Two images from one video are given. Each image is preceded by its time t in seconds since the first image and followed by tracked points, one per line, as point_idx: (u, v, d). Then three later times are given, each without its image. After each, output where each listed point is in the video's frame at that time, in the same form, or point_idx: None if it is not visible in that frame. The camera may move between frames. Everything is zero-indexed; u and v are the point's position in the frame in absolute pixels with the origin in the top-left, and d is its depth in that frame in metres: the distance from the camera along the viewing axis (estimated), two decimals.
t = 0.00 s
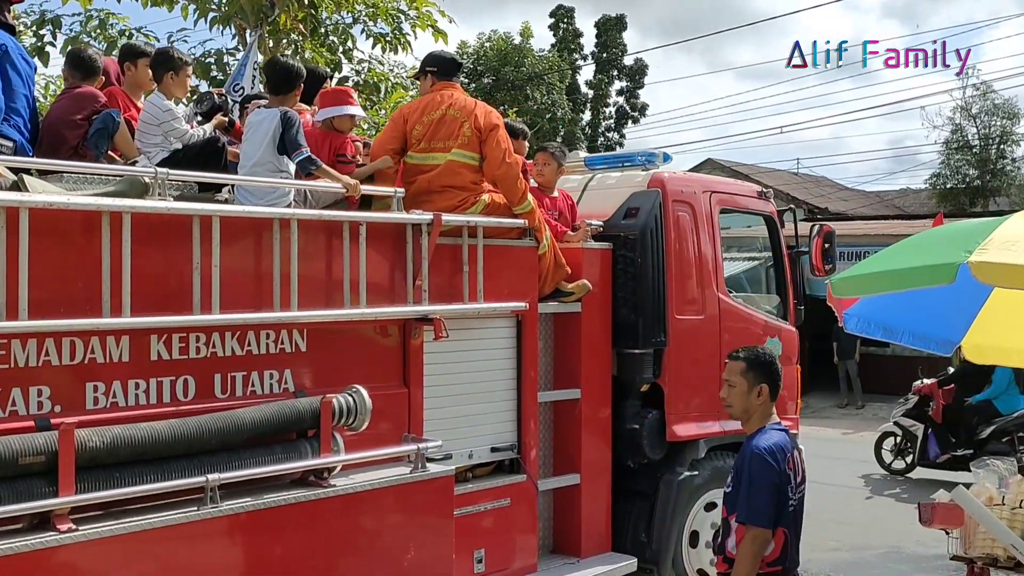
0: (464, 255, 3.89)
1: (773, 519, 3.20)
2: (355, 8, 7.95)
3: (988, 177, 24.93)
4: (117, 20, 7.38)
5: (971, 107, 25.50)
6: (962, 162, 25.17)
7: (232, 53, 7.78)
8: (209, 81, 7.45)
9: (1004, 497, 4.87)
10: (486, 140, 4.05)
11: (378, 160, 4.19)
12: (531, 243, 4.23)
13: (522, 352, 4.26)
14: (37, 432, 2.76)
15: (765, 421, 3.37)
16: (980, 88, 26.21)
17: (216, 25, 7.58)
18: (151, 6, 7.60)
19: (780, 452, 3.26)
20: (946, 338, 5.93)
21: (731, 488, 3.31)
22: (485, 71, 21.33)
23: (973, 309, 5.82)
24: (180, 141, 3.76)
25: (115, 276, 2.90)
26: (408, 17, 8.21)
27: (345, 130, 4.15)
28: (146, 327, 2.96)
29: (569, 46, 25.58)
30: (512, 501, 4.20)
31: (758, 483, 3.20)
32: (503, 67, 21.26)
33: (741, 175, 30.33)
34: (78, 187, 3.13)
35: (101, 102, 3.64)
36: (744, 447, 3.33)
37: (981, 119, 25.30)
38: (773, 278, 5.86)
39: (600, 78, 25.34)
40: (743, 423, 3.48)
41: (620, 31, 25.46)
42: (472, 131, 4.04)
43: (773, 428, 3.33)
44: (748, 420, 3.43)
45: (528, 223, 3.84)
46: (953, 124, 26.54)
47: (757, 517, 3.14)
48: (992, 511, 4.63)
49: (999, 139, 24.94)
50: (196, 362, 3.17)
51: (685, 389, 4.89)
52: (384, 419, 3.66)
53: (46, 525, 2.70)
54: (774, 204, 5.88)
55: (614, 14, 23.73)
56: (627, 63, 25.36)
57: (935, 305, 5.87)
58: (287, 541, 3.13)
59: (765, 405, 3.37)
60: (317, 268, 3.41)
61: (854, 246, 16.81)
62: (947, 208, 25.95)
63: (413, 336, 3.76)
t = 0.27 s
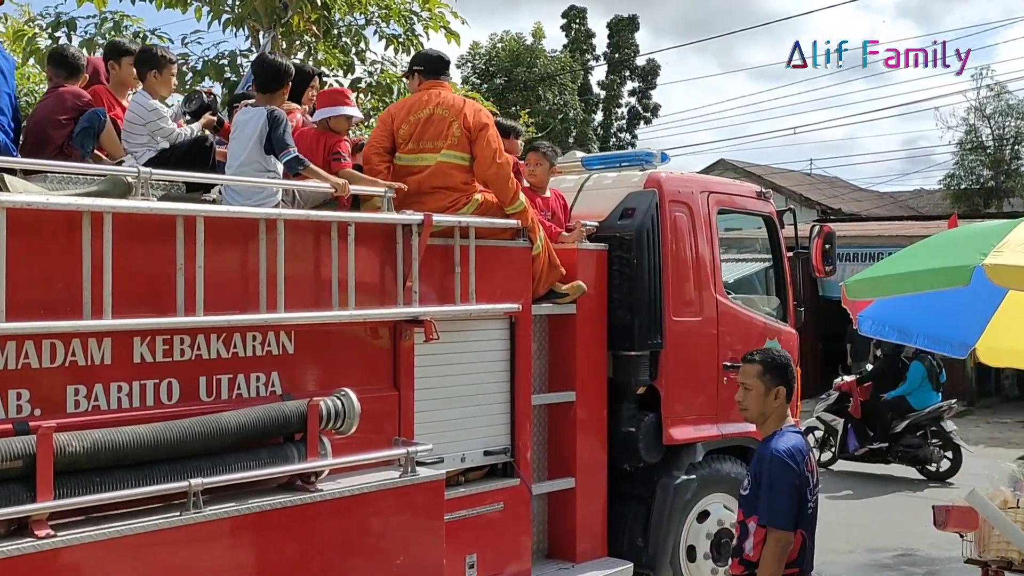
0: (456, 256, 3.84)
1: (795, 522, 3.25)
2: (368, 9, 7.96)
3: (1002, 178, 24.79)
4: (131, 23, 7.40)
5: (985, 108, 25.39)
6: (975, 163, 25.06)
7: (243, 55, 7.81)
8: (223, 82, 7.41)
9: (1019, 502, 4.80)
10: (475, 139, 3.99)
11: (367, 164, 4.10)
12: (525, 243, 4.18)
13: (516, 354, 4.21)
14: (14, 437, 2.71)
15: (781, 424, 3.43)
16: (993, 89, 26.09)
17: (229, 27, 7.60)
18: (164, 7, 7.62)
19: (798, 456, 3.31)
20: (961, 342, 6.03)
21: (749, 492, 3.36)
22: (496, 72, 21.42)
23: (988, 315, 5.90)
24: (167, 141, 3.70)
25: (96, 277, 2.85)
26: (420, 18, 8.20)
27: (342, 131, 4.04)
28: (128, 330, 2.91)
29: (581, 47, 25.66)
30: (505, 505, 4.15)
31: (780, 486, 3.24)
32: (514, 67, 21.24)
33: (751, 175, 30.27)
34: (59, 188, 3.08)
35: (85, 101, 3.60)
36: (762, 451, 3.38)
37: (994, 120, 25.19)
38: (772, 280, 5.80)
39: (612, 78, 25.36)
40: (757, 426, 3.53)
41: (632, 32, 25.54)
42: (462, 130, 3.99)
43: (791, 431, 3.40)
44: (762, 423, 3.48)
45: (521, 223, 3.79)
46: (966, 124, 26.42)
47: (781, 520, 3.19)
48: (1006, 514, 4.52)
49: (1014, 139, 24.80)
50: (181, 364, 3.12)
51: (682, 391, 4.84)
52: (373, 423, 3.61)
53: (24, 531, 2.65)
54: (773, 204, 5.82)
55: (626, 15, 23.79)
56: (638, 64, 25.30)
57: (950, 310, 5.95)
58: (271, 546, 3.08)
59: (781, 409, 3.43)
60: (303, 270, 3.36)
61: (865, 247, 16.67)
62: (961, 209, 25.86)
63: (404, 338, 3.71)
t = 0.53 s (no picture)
0: (451, 256, 3.80)
1: (815, 523, 3.25)
2: (381, 10, 7.96)
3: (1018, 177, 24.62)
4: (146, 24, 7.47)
5: (999, 106, 25.26)
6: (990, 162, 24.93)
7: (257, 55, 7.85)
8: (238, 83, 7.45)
9: None
10: (467, 137, 3.94)
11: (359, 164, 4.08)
12: (522, 244, 4.13)
13: (513, 356, 4.17)
14: None
15: (797, 425, 3.42)
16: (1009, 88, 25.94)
17: (243, 28, 7.64)
18: (180, 8, 7.67)
19: (816, 456, 3.31)
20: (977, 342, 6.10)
21: (767, 494, 3.35)
22: (509, 71, 21.84)
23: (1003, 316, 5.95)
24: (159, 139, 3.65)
25: (81, 277, 2.81)
26: (433, 18, 8.21)
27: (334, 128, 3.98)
28: (114, 332, 2.87)
29: (594, 45, 25.76)
30: (501, 508, 4.11)
31: (799, 488, 3.24)
32: (528, 66, 21.76)
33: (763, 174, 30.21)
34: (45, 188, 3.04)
35: (75, 98, 3.56)
36: (778, 452, 3.37)
37: (1010, 119, 25.05)
38: (775, 280, 5.73)
39: (625, 77, 25.40)
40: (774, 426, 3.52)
41: (646, 31, 25.63)
42: (453, 128, 3.94)
43: (809, 432, 3.40)
44: (777, 426, 3.46)
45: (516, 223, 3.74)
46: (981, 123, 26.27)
47: (802, 521, 3.18)
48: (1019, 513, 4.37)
49: None
50: (170, 366, 3.08)
51: (682, 393, 4.78)
52: (364, 425, 3.57)
53: (6, 537, 2.61)
54: (775, 203, 5.75)
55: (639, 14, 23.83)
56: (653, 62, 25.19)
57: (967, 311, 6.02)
58: (259, 551, 3.03)
59: (796, 410, 3.42)
60: (293, 270, 3.31)
61: (882, 246, 16.58)
62: (976, 208, 25.71)
63: (398, 340, 3.67)
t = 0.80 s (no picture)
0: (446, 256, 3.75)
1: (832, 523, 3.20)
2: (395, 11, 7.99)
3: None
4: (162, 25, 7.51)
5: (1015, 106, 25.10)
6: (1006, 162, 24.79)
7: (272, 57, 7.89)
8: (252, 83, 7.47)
9: None
10: (465, 136, 3.88)
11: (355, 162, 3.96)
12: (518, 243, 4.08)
13: (509, 356, 4.12)
14: None
15: (815, 425, 3.37)
16: None
17: (259, 29, 7.68)
18: (196, 9, 7.71)
19: (833, 456, 3.26)
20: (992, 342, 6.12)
21: (783, 494, 3.30)
22: (523, 72, 22.09)
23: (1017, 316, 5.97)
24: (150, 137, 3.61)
25: (66, 276, 2.77)
26: (448, 18, 8.22)
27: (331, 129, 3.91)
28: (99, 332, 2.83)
29: (609, 45, 25.89)
30: (498, 511, 4.06)
31: (816, 488, 3.19)
32: (540, 67, 21.95)
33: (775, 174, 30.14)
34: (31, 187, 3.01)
35: (64, 97, 3.52)
36: (795, 452, 3.32)
37: None
38: (777, 280, 5.67)
39: (639, 77, 25.43)
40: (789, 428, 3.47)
41: (661, 30, 25.73)
42: (451, 126, 3.88)
43: (826, 433, 3.35)
44: (794, 426, 3.41)
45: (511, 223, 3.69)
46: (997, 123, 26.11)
47: (820, 521, 3.13)
48: None
49: None
50: (158, 367, 3.04)
51: (682, 394, 4.73)
52: (357, 427, 3.52)
53: None
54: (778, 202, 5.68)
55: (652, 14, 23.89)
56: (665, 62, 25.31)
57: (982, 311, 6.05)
58: (246, 555, 2.98)
59: (813, 410, 3.37)
60: (283, 270, 3.26)
61: (899, 247, 16.32)
62: (991, 209, 25.55)
63: (391, 340, 3.63)
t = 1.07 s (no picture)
0: (465, 255, 3.71)
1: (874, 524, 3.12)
2: (434, 10, 7.99)
3: None
4: (204, 26, 7.53)
5: None
6: None
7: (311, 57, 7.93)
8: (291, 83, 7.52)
9: None
10: (487, 133, 3.82)
11: (371, 157, 3.93)
12: (539, 242, 4.03)
13: (529, 356, 4.07)
14: None
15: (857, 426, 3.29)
16: None
17: (298, 30, 7.73)
18: (236, 11, 7.78)
19: (874, 457, 3.18)
20: None
21: (825, 496, 3.23)
22: (561, 71, 22.29)
23: None
24: (166, 136, 3.62)
25: (79, 274, 2.75)
26: (485, 18, 8.22)
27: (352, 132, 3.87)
28: (112, 331, 2.81)
29: (647, 44, 26.12)
30: (518, 513, 4.01)
31: (858, 489, 3.11)
32: (579, 65, 22.18)
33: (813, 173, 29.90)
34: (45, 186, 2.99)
35: (81, 95, 3.51)
36: (836, 454, 3.24)
37: None
38: (805, 279, 5.58)
39: (677, 76, 25.37)
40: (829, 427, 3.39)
41: (698, 29, 25.80)
42: (472, 124, 3.82)
43: (868, 434, 3.27)
44: (836, 426, 3.33)
45: (531, 221, 3.64)
46: None
47: (861, 523, 3.06)
48: None
49: None
50: (172, 366, 3.01)
51: (707, 395, 4.65)
52: (373, 427, 3.48)
53: None
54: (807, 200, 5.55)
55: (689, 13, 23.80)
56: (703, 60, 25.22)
57: None
58: (259, 557, 2.94)
59: (854, 409, 3.29)
60: (298, 268, 3.23)
61: (941, 246, 16.06)
62: None
63: (409, 339, 3.59)
